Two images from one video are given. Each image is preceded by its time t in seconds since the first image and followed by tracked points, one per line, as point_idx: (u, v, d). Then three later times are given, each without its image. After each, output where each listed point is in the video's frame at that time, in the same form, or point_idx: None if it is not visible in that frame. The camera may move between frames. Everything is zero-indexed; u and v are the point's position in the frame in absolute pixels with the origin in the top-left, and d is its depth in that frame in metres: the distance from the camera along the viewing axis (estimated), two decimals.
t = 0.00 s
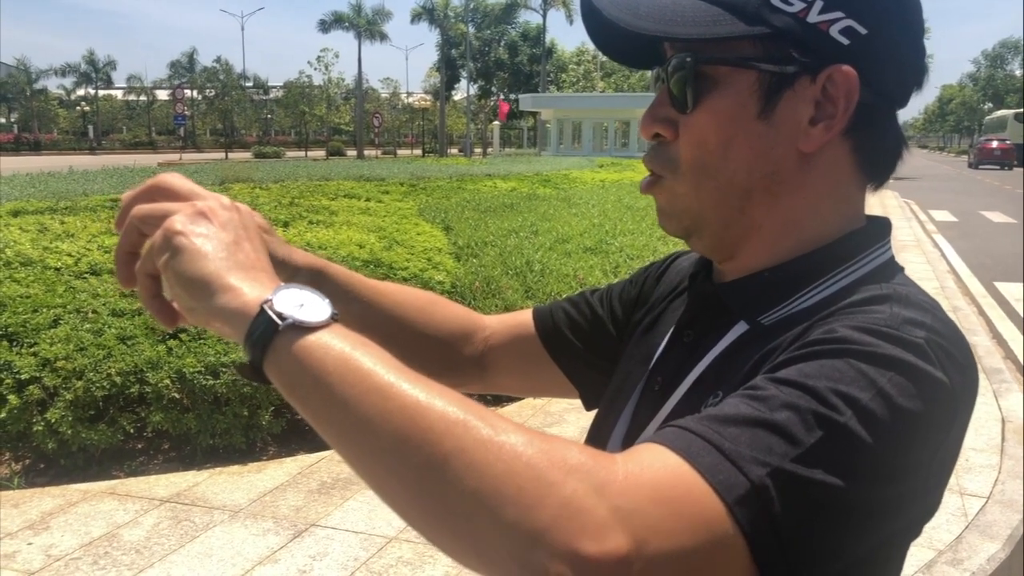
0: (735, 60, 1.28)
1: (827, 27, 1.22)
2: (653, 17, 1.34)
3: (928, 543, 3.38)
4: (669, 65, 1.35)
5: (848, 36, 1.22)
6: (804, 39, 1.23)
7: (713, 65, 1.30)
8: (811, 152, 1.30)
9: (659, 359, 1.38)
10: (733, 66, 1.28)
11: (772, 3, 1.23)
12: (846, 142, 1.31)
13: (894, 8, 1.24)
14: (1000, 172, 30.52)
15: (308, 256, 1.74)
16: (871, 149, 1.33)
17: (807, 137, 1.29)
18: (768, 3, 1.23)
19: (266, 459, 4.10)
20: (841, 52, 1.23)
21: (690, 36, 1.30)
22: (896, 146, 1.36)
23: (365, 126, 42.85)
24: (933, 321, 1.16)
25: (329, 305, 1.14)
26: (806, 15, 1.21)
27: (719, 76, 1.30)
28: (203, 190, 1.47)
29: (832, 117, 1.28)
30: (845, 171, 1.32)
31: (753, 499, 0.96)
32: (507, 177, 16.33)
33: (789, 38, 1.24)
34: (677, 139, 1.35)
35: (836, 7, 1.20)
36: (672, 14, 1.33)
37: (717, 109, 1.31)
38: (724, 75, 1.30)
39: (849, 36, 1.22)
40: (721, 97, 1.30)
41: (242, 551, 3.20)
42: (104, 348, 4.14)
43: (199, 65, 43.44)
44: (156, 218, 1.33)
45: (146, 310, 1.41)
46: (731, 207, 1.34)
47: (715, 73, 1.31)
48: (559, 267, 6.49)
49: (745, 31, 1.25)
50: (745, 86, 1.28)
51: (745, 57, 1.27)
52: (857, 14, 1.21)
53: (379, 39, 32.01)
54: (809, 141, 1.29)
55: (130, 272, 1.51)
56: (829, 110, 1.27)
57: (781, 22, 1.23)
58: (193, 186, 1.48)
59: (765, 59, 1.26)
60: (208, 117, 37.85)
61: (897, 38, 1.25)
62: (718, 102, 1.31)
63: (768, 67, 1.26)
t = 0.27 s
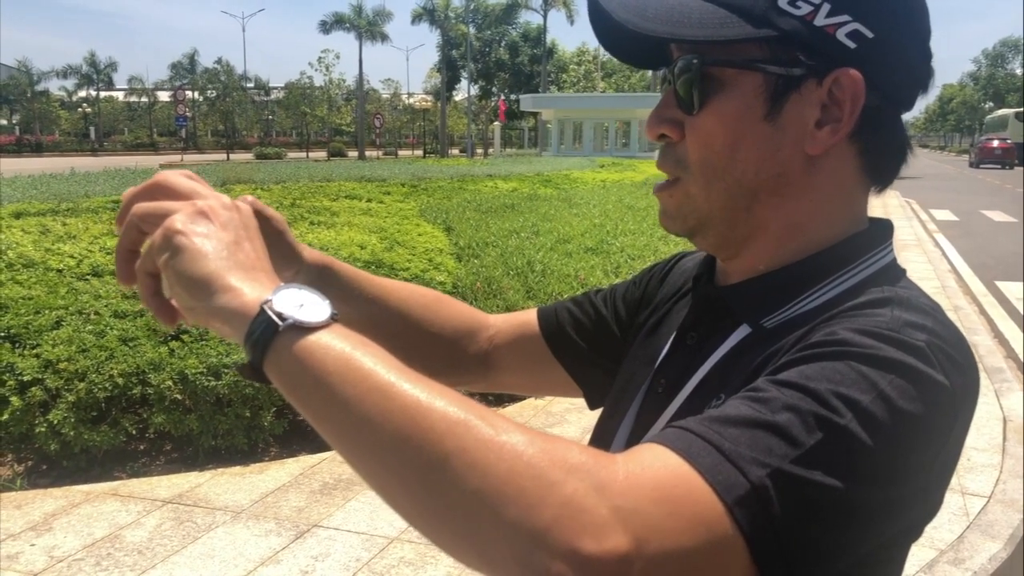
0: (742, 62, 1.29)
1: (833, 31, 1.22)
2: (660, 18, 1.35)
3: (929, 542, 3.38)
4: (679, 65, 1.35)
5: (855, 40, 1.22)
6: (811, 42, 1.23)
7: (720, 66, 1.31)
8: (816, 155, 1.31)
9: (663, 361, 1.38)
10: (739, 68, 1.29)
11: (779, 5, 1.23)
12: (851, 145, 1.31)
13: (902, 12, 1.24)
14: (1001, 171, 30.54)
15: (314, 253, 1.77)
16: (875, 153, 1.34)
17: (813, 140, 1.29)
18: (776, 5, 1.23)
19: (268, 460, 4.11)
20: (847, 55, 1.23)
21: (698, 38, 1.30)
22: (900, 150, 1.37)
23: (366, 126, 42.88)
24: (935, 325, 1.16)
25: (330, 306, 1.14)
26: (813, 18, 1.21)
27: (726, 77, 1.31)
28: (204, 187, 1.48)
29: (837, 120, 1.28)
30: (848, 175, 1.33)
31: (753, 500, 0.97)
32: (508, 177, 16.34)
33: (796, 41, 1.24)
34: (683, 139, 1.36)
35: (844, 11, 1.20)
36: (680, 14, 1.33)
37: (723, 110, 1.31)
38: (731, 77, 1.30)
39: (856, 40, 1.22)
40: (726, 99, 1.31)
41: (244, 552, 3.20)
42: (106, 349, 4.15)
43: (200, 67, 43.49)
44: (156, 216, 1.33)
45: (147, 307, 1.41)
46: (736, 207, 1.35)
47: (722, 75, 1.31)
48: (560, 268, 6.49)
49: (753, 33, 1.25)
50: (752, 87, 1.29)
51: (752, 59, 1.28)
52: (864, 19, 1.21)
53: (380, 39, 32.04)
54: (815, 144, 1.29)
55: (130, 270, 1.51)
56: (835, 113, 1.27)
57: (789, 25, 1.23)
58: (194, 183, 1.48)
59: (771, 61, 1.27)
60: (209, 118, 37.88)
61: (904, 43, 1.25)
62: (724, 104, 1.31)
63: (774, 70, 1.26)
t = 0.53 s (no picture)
0: (748, 62, 1.28)
1: (841, 31, 1.22)
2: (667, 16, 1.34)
3: (929, 541, 3.38)
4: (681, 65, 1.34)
5: (861, 40, 1.22)
6: (818, 42, 1.24)
7: (725, 66, 1.30)
8: (822, 155, 1.31)
9: (668, 360, 1.38)
10: (744, 68, 1.29)
11: (786, 5, 1.23)
12: (857, 144, 1.32)
13: (908, 12, 1.25)
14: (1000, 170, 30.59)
15: (317, 245, 1.77)
16: (881, 153, 1.34)
17: (819, 141, 1.30)
18: (784, 5, 1.23)
19: (268, 460, 4.11)
20: (854, 55, 1.24)
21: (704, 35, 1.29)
22: (904, 151, 1.37)
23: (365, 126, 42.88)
24: (942, 324, 1.16)
25: (336, 292, 1.14)
26: (820, 18, 1.22)
27: (730, 77, 1.30)
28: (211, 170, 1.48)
29: (843, 121, 1.28)
30: (854, 175, 1.33)
31: (761, 492, 0.97)
32: (508, 177, 16.34)
33: (803, 42, 1.24)
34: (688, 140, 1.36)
35: (851, 11, 1.20)
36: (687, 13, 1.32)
37: (728, 110, 1.31)
38: (736, 77, 1.30)
39: (863, 41, 1.22)
40: (730, 98, 1.30)
41: (245, 552, 3.20)
42: (105, 349, 4.15)
43: (200, 67, 43.50)
44: (162, 197, 1.33)
45: (149, 288, 1.41)
46: (741, 209, 1.34)
47: (727, 74, 1.30)
48: (560, 267, 6.49)
49: (760, 33, 1.24)
50: (760, 87, 1.28)
51: (759, 59, 1.28)
52: (871, 19, 1.21)
53: (379, 39, 32.04)
54: (821, 144, 1.30)
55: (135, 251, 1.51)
56: (840, 115, 1.28)
57: (796, 25, 1.23)
58: (202, 166, 1.48)
59: (778, 61, 1.27)
60: (208, 118, 37.86)
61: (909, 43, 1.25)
62: (730, 103, 1.30)
63: (781, 70, 1.26)
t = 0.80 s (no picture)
0: (747, 66, 1.28)
1: (838, 29, 1.22)
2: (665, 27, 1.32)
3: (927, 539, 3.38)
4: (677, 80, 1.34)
5: (859, 37, 1.22)
6: (816, 43, 1.24)
7: (724, 72, 1.29)
8: (825, 155, 1.30)
9: (673, 360, 1.38)
10: (743, 73, 1.28)
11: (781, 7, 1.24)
12: (861, 142, 1.32)
13: (904, 7, 1.24)
14: (998, 168, 30.64)
15: (321, 236, 1.76)
16: (885, 149, 1.34)
17: (821, 140, 1.29)
18: (778, 9, 1.24)
19: (266, 459, 4.11)
20: (852, 54, 1.24)
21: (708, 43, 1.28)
22: (908, 146, 1.36)
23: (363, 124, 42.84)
24: (952, 324, 1.16)
25: (342, 284, 1.13)
26: (815, 18, 1.22)
27: (731, 82, 1.30)
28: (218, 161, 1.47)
29: (845, 120, 1.28)
30: (858, 173, 1.33)
31: (767, 489, 0.97)
32: (505, 175, 16.34)
33: (802, 43, 1.24)
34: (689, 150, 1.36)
35: (846, 8, 1.20)
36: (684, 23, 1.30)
37: (729, 116, 1.30)
38: (735, 83, 1.29)
39: (860, 37, 1.22)
40: (731, 103, 1.30)
41: (242, 551, 3.20)
42: (102, 348, 4.14)
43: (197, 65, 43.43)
44: (168, 187, 1.32)
45: (154, 278, 1.40)
46: (746, 211, 1.34)
47: (727, 80, 1.30)
48: (558, 265, 6.49)
49: (755, 37, 1.25)
50: (761, 91, 1.27)
51: (759, 63, 1.27)
52: (867, 15, 1.21)
53: (376, 37, 31.99)
54: (823, 144, 1.29)
55: (140, 239, 1.51)
56: (842, 113, 1.27)
57: (793, 28, 1.23)
58: (208, 156, 1.48)
59: (778, 64, 1.26)
60: (205, 116, 37.81)
61: (907, 37, 1.25)
62: (731, 107, 1.30)
63: (781, 73, 1.26)
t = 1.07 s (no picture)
0: (768, 56, 1.29)
1: (861, 27, 1.22)
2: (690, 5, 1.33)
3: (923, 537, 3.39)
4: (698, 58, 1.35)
5: (882, 37, 1.22)
6: (838, 39, 1.24)
7: (745, 60, 1.31)
8: (836, 152, 1.31)
9: (672, 361, 1.37)
10: (763, 62, 1.29)
11: None
12: (868, 144, 1.32)
13: (930, 9, 1.24)
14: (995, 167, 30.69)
15: (316, 231, 1.76)
16: (896, 154, 1.35)
17: (835, 137, 1.30)
18: None
19: (263, 458, 4.10)
20: (873, 53, 1.24)
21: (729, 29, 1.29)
22: (919, 151, 1.37)
23: (360, 123, 42.82)
24: (949, 325, 1.16)
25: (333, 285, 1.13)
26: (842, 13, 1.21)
27: (749, 71, 1.31)
28: (208, 160, 1.47)
29: (860, 119, 1.29)
30: (866, 174, 1.33)
31: (760, 492, 0.97)
32: (503, 174, 16.34)
33: (825, 37, 1.24)
34: (698, 135, 1.36)
35: (872, 8, 1.20)
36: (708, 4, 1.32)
37: (744, 101, 1.31)
38: (755, 71, 1.30)
39: (883, 37, 1.22)
40: (746, 92, 1.31)
41: (239, 550, 3.20)
42: (99, 348, 4.14)
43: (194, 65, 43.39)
44: (158, 185, 1.32)
45: (143, 277, 1.40)
46: (753, 205, 1.34)
47: (745, 68, 1.31)
48: (556, 264, 6.49)
49: (781, 26, 1.25)
50: (779, 79, 1.29)
51: (779, 53, 1.28)
52: (892, 16, 1.21)
53: (374, 36, 31.97)
54: (836, 141, 1.30)
55: (130, 237, 1.51)
56: (858, 112, 1.28)
57: (816, 20, 1.24)
58: (198, 156, 1.48)
59: (798, 57, 1.27)
60: (203, 116, 37.79)
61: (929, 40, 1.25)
62: (746, 97, 1.31)
63: (800, 65, 1.27)
